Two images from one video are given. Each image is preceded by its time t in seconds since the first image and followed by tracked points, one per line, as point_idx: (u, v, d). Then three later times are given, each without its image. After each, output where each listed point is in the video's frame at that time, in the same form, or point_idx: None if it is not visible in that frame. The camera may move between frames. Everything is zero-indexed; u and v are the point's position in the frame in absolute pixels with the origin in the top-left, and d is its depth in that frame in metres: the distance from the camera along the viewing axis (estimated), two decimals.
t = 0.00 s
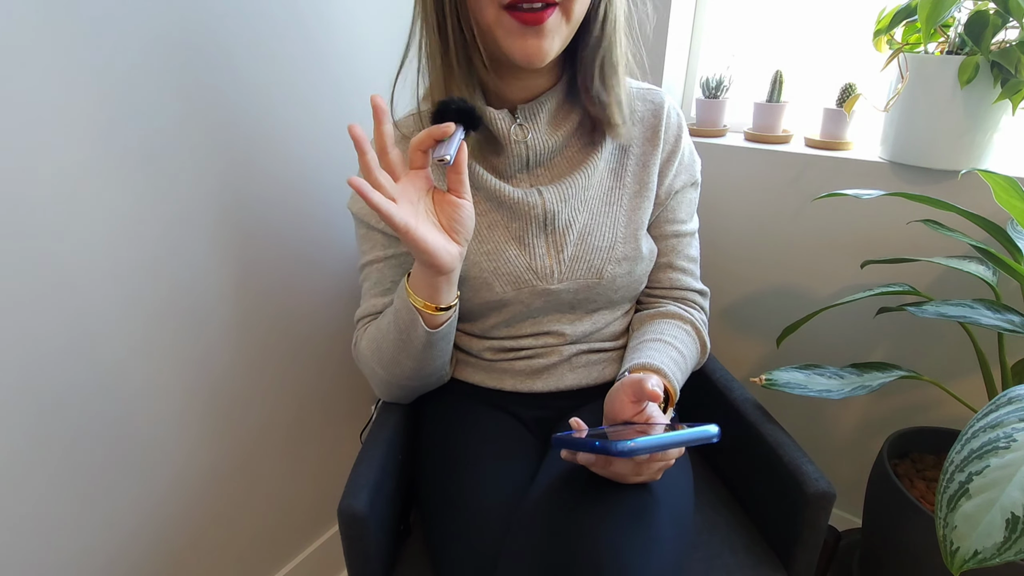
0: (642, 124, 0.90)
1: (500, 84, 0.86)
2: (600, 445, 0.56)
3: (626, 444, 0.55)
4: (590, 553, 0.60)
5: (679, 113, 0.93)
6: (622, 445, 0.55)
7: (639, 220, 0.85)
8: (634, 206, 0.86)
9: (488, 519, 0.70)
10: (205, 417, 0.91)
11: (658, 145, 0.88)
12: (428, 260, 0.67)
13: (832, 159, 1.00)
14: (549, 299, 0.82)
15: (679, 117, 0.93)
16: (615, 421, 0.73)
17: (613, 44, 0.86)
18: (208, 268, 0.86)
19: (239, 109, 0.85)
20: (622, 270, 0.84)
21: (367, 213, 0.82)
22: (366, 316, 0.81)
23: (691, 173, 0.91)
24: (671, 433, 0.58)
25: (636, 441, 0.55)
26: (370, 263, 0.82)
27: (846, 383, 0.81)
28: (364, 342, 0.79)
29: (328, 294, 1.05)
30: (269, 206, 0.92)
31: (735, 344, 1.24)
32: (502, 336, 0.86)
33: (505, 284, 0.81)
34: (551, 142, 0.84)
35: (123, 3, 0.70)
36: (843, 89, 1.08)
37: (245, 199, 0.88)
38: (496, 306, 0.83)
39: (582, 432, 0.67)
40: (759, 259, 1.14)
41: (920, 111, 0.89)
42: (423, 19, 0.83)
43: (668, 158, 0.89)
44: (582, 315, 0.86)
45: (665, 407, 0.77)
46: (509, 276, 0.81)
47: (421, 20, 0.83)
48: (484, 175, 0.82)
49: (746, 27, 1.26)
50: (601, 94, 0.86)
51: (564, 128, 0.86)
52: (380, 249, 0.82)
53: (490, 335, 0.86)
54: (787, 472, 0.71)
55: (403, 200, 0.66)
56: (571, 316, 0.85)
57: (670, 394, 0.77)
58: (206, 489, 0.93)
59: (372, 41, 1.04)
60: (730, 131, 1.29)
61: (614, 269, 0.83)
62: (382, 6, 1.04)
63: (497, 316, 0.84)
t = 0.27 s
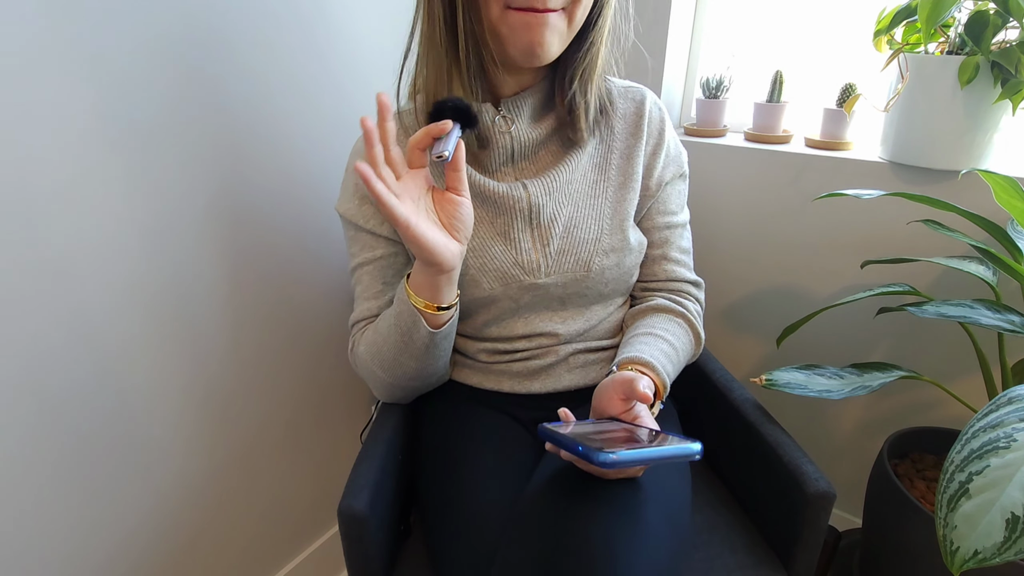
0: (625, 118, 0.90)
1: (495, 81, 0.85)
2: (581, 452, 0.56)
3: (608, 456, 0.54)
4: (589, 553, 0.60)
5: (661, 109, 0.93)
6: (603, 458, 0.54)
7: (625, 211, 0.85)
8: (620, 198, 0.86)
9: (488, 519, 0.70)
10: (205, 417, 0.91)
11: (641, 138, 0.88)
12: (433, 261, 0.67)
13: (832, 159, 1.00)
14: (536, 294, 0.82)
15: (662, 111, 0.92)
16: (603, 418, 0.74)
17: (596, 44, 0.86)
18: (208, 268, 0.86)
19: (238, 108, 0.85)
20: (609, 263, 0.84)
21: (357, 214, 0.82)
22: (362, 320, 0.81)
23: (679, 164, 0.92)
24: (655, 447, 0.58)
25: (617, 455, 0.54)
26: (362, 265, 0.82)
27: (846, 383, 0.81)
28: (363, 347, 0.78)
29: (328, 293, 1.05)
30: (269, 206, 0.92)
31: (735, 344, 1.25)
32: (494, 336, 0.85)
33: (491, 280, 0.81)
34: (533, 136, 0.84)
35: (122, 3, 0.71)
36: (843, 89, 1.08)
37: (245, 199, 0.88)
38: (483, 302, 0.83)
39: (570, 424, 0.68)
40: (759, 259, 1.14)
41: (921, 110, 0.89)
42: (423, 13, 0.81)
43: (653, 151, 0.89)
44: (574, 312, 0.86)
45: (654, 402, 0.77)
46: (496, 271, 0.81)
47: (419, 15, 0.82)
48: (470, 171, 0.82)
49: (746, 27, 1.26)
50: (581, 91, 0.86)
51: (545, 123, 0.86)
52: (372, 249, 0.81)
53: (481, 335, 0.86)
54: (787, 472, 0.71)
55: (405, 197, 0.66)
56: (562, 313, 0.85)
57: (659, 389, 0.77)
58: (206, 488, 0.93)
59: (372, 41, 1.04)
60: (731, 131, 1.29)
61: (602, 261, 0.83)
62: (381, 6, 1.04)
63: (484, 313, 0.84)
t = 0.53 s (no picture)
0: (627, 118, 0.90)
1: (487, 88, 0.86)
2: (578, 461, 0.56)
3: (603, 464, 0.54)
4: (590, 554, 0.60)
5: (665, 107, 0.92)
6: (598, 465, 0.54)
7: (628, 213, 0.85)
8: (622, 200, 0.86)
9: (488, 519, 0.70)
10: (205, 418, 0.91)
11: (644, 137, 0.88)
12: (426, 264, 0.67)
13: (832, 159, 1.00)
14: (538, 294, 0.82)
15: (666, 110, 0.92)
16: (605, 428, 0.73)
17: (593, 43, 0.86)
18: (208, 268, 0.86)
19: (238, 108, 0.85)
20: (612, 264, 0.84)
21: (358, 215, 0.83)
22: (363, 319, 0.81)
23: (684, 165, 0.92)
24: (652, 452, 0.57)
25: (613, 461, 0.54)
26: (364, 264, 0.82)
27: (846, 383, 0.81)
28: (361, 346, 0.79)
29: (328, 294, 1.05)
30: (269, 206, 0.92)
31: (735, 344, 1.24)
32: (495, 334, 0.85)
33: (493, 279, 0.81)
34: (533, 137, 0.84)
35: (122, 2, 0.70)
36: (843, 89, 1.08)
37: (245, 199, 0.88)
38: (485, 302, 0.83)
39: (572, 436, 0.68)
40: (759, 259, 1.14)
41: (920, 110, 0.89)
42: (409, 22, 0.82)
43: (655, 151, 0.89)
44: (575, 312, 0.86)
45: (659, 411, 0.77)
46: (498, 271, 0.81)
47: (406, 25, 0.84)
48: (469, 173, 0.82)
49: (746, 27, 1.26)
50: (582, 91, 0.86)
51: (546, 124, 0.86)
52: (374, 249, 0.82)
53: (482, 334, 0.86)
54: (787, 472, 0.71)
55: (399, 198, 0.66)
56: (564, 313, 0.85)
57: (665, 396, 0.76)
58: (206, 489, 0.93)
59: (371, 41, 1.04)
60: (731, 131, 1.29)
61: (604, 262, 0.83)
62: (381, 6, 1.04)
63: (486, 313, 0.85)
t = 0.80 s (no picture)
0: (630, 122, 0.90)
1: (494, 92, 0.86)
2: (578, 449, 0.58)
3: (601, 447, 0.55)
4: (590, 554, 0.60)
5: (667, 112, 0.93)
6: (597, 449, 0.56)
7: (629, 217, 0.85)
8: (623, 204, 0.86)
9: (488, 519, 0.70)
10: (205, 418, 0.91)
11: (646, 142, 0.88)
12: (429, 278, 0.68)
13: (832, 159, 1.00)
14: (539, 296, 0.82)
15: (668, 115, 0.92)
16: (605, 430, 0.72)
17: (599, 47, 0.86)
18: (208, 268, 0.86)
19: (238, 109, 0.85)
20: (613, 267, 0.84)
21: (358, 215, 0.83)
22: (362, 319, 0.81)
23: (685, 169, 0.92)
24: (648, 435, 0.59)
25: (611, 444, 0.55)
26: (364, 264, 0.82)
27: (846, 383, 0.81)
28: (360, 347, 0.79)
29: (328, 294, 1.06)
30: (269, 207, 0.92)
31: (735, 344, 1.24)
32: (496, 334, 0.86)
33: (495, 281, 0.81)
34: (537, 141, 0.84)
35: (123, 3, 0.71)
36: (843, 89, 1.08)
37: (245, 199, 0.88)
38: (487, 304, 0.83)
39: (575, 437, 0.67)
40: (759, 259, 1.14)
41: (921, 111, 0.89)
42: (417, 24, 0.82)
43: (658, 156, 0.89)
44: (575, 312, 0.86)
45: (661, 413, 0.76)
46: (500, 272, 0.81)
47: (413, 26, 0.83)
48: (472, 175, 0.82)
49: (746, 26, 1.26)
50: (589, 96, 0.86)
51: (550, 128, 0.86)
52: (374, 250, 0.82)
53: (483, 333, 0.86)
54: (787, 472, 0.71)
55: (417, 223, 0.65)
56: (565, 313, 0.85)
57: (669, 397, 0.76)
58: (207, 488, 0.93)
59: (371, 41, 1.04)
60: (731, 131, 1.29)
61: (605, 266, 0.83)
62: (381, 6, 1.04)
63: (488, 314, 0.85)
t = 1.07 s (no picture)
0: (631, 123, 0.90)
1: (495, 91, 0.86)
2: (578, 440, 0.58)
3: (601, 438, 0.56)
4: (590, 554, 0.60)
5: (667, 113, 0.93)
6: (597, 440, 0.57)
7: (629, 217, 0.85)
8: (623, 204, 0.86)
9: (488, 519, 0.70)
10: (205, 418, 0.90)
11: (646, 143, 0.88)
12: (428, 277, 0.68)
13: (832, 159, 1.00)
14: (540, 296, 0.82)
15: (668, 116, 0.92)
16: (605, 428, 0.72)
17: (602, 48, 0.86)
18: (208, 268, 0.86)
19: (238, 109, 0.84)
20: (612, 267, 0.84)
21: (358, 214, 0.83)
22: (362, 318, 0.81)
23: (684, 170, 0.92)
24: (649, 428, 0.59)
25: (611, 435, 0.56)
26: (363, 263, 0.82)
27: (846, 383, 0.81)
28: (360, 346, 0.79)
29: (328, 294, 1.05)
30: (269, 207, 0.92)
31: (735, 344, 1.24)
32: (496, 334, 0.86)
33: (496, 280, 0.81)
34: (538, 140, 0.84)
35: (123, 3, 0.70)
36: (843, 89, 1.08)
37: (245, 199, 0.88)
38: (488, 303, 0.83)
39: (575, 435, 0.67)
40: (759, 259, 1.14)
41: (921, 111, 0.89)
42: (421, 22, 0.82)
43: (658, 157, 0.89)
44: (575, 312, 0.86)
45: (663, 413, 0.77)
46: (500, 272, 0.81)
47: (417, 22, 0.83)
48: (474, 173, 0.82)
49: (746, 26, 1.26)
50: (591, 96, 0.86)
51: (550, 128, 0.86)
52: (374, 249, 0.82)
53: (483, 333, 0.86)
54: (787, 472, 0.71)
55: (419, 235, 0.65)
56: (565, 312, 0.85)
57: (669, 397, 0.76)
58: (206, 489, 0.93)
59: (371, 41, 1.04)
60: (731, 131, 1.29)
61: (605, 266, 0.83)
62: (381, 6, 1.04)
63: (488, 313, 0.85)
